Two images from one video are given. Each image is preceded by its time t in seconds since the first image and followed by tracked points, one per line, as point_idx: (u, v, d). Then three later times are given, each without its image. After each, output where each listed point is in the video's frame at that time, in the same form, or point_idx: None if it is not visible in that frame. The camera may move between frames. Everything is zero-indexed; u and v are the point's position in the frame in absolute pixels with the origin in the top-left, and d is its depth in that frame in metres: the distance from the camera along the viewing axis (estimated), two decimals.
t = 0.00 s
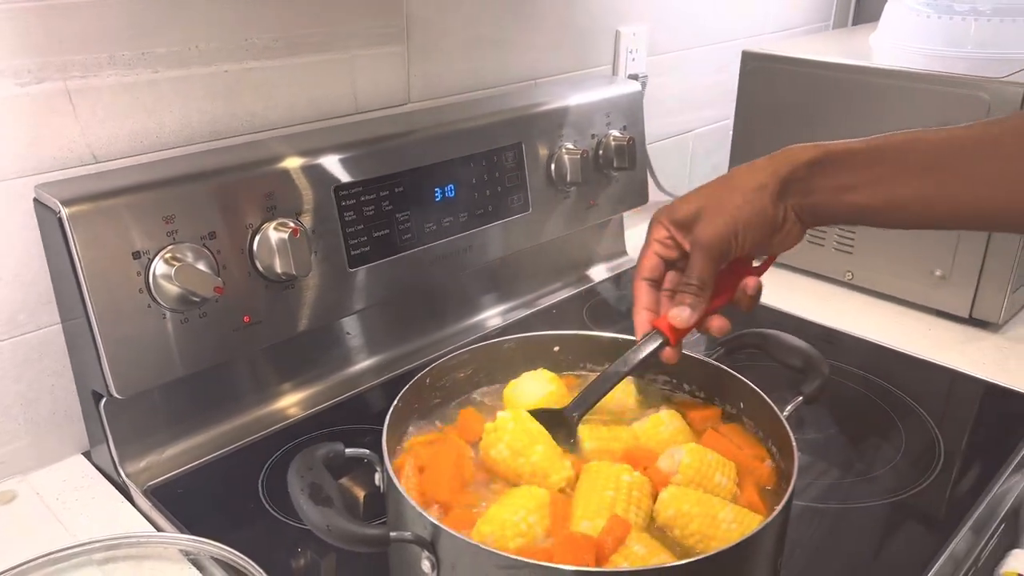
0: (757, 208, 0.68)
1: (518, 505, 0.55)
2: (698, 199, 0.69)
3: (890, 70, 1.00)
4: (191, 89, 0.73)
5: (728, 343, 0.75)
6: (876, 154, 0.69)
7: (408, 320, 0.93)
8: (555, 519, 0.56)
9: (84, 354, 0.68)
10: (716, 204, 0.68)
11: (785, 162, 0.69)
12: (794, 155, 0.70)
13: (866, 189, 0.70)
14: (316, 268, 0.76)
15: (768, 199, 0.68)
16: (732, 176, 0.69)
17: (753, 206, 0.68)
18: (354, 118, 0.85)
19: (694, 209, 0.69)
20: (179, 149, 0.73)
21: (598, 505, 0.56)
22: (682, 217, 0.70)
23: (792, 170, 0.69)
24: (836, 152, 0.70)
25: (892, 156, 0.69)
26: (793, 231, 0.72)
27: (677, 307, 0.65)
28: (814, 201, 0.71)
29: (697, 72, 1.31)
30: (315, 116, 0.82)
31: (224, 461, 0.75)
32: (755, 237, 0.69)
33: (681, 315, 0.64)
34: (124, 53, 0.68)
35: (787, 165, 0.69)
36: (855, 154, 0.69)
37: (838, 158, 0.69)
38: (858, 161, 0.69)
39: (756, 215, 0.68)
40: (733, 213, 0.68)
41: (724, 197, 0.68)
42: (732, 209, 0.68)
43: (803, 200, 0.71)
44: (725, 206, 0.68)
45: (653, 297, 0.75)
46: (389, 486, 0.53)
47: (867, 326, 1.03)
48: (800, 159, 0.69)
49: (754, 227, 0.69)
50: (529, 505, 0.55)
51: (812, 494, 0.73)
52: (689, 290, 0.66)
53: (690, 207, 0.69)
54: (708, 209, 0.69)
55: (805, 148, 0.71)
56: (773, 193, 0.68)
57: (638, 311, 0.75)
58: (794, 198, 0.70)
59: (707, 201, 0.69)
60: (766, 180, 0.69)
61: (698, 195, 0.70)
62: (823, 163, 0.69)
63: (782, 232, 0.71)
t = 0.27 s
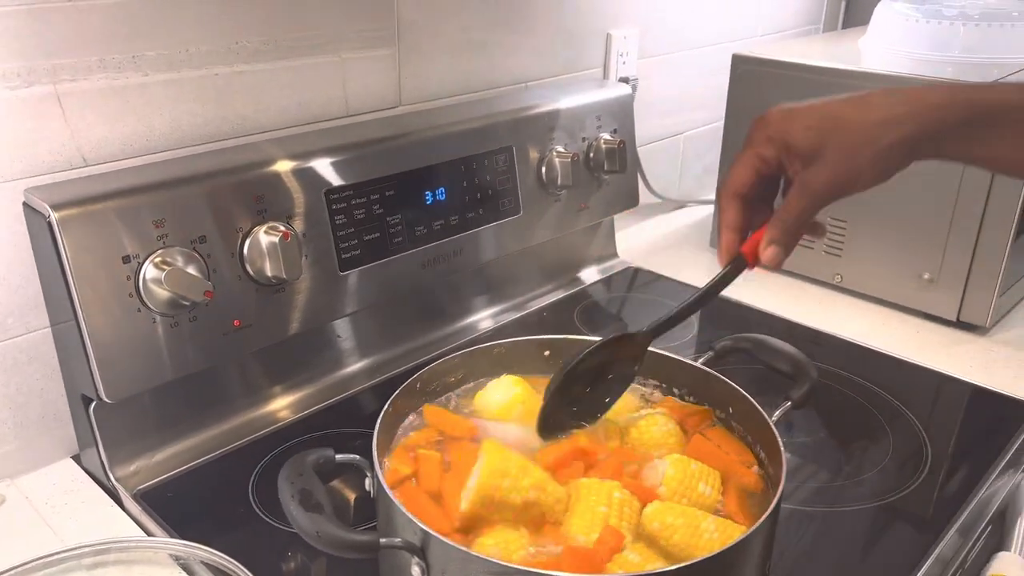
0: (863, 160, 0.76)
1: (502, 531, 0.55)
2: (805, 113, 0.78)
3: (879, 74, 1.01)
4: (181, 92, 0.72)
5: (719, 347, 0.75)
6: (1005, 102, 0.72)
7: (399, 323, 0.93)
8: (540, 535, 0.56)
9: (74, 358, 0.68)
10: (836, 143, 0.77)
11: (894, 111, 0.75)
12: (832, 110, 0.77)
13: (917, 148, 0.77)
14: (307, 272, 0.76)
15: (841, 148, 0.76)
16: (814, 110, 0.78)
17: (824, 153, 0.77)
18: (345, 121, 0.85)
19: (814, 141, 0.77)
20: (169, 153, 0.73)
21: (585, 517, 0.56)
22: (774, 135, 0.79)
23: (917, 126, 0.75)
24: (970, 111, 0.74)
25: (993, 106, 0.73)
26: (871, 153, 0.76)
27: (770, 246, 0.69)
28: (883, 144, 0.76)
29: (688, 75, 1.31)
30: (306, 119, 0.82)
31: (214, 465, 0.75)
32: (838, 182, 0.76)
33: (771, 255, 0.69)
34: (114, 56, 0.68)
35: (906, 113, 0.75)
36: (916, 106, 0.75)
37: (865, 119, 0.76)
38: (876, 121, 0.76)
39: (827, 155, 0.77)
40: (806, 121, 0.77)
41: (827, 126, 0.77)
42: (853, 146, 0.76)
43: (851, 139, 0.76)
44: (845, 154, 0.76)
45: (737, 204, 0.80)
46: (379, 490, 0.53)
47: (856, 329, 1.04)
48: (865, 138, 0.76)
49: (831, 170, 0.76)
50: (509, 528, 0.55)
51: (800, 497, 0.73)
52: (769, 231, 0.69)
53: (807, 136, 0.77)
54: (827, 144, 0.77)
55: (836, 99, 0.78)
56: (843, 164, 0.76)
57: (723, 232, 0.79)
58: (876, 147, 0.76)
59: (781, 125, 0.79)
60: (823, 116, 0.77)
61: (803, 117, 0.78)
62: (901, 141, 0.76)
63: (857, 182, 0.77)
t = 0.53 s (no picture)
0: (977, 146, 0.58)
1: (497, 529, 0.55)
2: (892, 92, 0.59)
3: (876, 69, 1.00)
4: (174, 84, 0.72)
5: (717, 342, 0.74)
6: None
7: (394, 317, 0.92)
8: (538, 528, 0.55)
9: (65, 352, 0.67)
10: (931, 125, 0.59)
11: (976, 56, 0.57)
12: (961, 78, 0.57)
13: None
14: (301, 265, 0.75)
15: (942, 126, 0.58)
16: (915, 96, 0.58)
17: (926, 146, 0.60)
18: (340, 114, 0.85)
19: (905, 134, 0.59)
20: (162, 145, 0.73)
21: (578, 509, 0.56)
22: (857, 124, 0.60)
23: None
24: None
25: None
26: (985, 138, 0.58)
27: (851, 226, 0.66)
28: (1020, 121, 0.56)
29: (685, 70, 1.31)
30: (300, 112, 0.82)
31: (207, 460, 0.74)
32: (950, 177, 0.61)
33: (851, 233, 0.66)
34: (105, 47, 0.67)
35: None
36: None
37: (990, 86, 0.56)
38: None
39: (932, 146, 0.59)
40: (902, 106, 0.59)
41: (930, 103, 0.58)
42: (951, 138, 0.59)
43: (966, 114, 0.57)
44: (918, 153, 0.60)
45: (822, 204, 0.64)
46: (374, 485, 0.53)
47: (852, 325, 1.03)
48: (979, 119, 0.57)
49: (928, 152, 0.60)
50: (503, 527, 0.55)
51: (797, 492, 0.73)
52: (849, 206, 0.65)
53: (894, 143, 0.60)
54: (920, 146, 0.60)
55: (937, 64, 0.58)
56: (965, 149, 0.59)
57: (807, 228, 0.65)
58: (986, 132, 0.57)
59: (871, 106, 0.60)
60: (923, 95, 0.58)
61: (897, 87, 0.59)
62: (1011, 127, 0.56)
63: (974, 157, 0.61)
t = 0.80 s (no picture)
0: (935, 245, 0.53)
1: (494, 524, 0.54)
2: (840, 194, 0.53)
3: (876, 67, 1.00)
4: (172, 81, 0.72)
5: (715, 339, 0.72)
6: None
7: (393, 315, 0.92)
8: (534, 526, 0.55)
9: (63, 349, 0.67)
10: (877, 230, 0.53)
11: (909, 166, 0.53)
12: (893, 189, 0.53)
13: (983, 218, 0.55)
14: (299, 263, 0.75)
15: (883, 240, 0.53)
16: (860, 203, 0.53)
17: (870, 250, 0.54)
18: (338, 112, 0.85)
19: (844, 236, 0.54)
20: (160, 142, 0.72)
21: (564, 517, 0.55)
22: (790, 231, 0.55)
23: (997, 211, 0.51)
24: None
25: None
26: (924, 241, 0.53)
27: (773, 320, 0.62)
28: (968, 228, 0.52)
29: (684, 68, 1.31)
30: (299, 109, 0.82)
31: (205, 458, 0.74)
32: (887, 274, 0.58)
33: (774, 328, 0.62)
34: (103, 44, 0.67)
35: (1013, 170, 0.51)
36: (939, 178, 0.52)
37: (934, 199, 0.52)
38: (943, 174, 0.52)
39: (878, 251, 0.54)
40: (845, 211, 0.53)
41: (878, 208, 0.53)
42: (903, 241, 0.53)
43: (919, 220, 0.52)
44: (866, 257, 0.55)
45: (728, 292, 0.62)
46: (372, 483, 0.52)
47: (851, 324, 1.03)
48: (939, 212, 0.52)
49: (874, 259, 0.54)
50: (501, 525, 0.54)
51: (795, 491, 0.73)
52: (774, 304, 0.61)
53: (830, 247, 0.55)
54: (857, 253, 0.55)
55: (879, 169, 0.54)
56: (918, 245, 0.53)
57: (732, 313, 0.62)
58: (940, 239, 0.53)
59: (814, 211, 0.54)
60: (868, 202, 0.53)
61: (836, 189, 0.54)
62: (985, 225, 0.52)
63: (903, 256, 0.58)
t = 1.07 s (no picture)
0: (825, 301, 0.57)
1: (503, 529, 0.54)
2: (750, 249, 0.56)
3: (880, 65, 1.00)
4: (175, 77, 0.71)
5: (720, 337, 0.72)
6: (977, 199, 0.56)
7: (395, 313, 0.92)
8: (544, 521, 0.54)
9: (65, 346, 0.67)
10: (775, 287, 0.56)
11: (811, 223, 0.56)
12: (794, 251, 0.56)
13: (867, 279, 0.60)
14: (302, 261, 0.75)
15: (782, 295, 0.56)
16: (765, 261, 0.56)
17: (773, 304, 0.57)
18: (341, 109, 0.84)
19: (755, 288, 0.56)
20: (162, 139, 0.72)
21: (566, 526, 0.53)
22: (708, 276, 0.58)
23: (884, 270, 0.56)
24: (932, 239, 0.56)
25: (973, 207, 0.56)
26: (829, 288, 0.56)
27: (689, 354, 0.63)
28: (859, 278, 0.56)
29: (686, 66, 1.30)
30: (302, 106, 0.81)
31: (207, 455, 0.74)
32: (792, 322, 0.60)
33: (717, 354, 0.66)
34: (107, 40, 0.67)
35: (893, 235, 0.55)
36: (840, 235, 0.55)
37: (836, 259, 0.55)
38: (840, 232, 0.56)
39: (778, 303, 0.57)
40: (754, 262, 0.56)
41: (781, 264, 0.56)
42: (800, 297, 0.56)
43: (812, 278, 0.56)
44: (767, 305, 0.57)
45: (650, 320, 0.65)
46: (376, 481, 0.52)
47: (854, 322, 1.03)
48: (833, 272, 0.55)
49: (772, 308, 0.57)
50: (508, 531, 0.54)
51: (798, 489, 0.73)
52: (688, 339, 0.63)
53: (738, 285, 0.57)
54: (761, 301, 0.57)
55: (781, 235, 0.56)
56: (809, 303, 0.57)
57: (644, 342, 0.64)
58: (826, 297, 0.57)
59: (733, 260, 0.56)
60: (771, 262, 0.56)
61: (745, 240, 0.56)
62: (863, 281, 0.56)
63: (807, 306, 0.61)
